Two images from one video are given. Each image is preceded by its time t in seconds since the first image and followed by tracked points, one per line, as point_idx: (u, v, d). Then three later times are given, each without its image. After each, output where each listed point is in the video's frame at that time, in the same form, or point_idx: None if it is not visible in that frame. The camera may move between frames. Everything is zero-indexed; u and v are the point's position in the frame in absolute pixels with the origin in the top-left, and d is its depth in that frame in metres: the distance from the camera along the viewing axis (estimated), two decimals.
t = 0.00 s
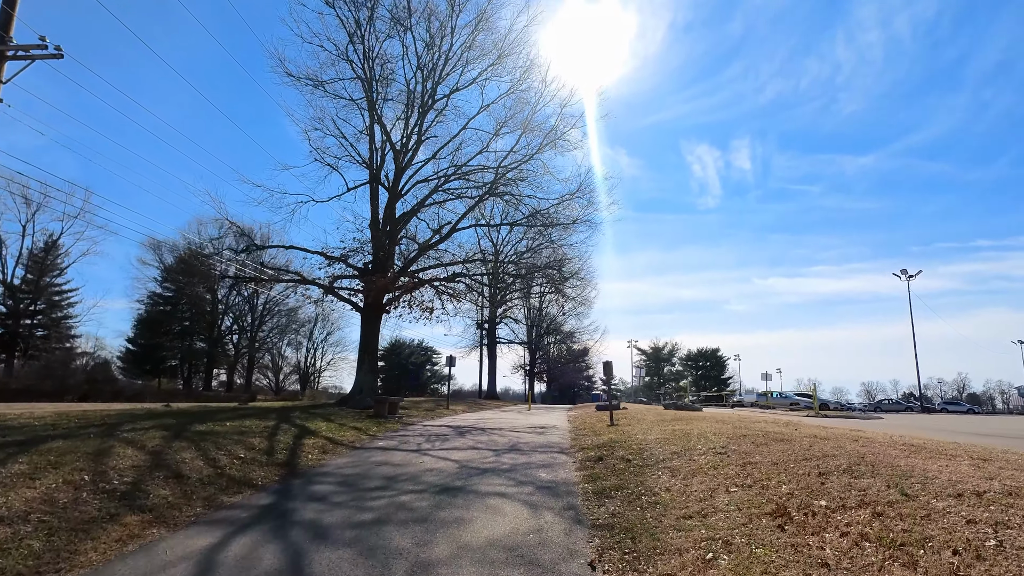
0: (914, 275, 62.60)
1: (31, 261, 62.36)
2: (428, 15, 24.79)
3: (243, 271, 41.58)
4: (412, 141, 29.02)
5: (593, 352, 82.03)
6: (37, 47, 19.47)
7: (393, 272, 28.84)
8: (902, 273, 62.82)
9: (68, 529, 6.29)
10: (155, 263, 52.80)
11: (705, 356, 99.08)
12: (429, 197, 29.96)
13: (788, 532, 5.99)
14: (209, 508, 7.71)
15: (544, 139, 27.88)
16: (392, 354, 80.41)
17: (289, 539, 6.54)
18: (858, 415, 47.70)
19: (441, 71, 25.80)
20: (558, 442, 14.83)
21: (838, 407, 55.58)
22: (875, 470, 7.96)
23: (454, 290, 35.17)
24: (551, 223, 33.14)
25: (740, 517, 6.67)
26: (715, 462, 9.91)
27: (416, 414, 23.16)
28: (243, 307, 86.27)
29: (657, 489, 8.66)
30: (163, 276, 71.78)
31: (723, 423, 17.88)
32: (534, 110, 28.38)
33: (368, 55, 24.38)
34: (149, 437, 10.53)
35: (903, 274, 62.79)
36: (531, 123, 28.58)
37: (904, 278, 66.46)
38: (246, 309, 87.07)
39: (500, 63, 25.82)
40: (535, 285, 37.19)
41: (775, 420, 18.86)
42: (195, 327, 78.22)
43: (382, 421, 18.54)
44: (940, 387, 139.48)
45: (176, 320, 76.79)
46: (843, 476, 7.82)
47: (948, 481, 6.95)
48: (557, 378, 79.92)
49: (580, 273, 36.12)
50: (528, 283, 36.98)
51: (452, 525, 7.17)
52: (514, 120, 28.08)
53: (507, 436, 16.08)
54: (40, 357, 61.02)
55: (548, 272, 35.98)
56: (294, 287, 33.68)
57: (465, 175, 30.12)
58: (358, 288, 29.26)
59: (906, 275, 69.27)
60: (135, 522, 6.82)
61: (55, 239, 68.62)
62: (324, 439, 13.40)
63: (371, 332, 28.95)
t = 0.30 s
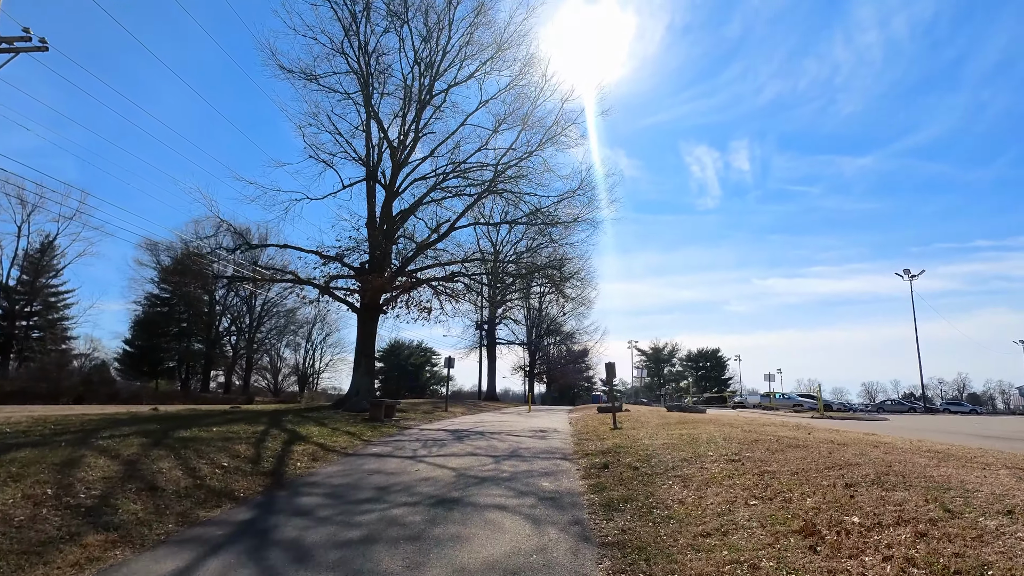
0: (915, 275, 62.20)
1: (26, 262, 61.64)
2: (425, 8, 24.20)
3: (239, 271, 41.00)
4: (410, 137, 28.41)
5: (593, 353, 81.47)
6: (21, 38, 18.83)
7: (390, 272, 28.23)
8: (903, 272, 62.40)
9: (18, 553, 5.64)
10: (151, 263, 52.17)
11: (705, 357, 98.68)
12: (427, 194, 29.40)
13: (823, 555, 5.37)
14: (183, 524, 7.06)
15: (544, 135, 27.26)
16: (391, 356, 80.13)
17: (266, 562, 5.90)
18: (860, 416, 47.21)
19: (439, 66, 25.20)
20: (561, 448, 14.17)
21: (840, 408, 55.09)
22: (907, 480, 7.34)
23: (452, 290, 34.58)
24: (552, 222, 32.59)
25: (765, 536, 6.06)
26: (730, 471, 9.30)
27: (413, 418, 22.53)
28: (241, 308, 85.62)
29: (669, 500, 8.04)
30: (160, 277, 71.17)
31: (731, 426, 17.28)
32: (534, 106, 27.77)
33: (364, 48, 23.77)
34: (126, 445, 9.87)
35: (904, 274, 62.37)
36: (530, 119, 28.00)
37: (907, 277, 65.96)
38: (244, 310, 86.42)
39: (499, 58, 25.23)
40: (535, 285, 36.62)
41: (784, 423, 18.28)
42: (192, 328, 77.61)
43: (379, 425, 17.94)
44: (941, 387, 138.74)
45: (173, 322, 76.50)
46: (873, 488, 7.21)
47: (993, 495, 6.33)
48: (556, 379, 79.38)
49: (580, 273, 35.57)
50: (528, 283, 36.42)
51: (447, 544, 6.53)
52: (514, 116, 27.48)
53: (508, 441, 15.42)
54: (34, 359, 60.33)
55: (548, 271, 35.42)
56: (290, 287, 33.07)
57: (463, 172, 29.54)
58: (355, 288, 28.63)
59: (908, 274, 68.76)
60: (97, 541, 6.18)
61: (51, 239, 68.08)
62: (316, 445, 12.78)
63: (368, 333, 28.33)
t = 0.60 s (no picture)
0: (918, 274, 61.55)
1: (19, 260, 60.81)
2: None
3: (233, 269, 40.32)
4: (405, 131, 27.75)
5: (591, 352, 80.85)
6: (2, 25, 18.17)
7: (385, 269, 27.60)
8: (904, 272, 61.79)
9: None
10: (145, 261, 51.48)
11: (704, 356, 98.12)
12: (422, 190, 28.76)
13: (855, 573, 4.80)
14: (146, 536, 6.45)
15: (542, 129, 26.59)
16: (388, 355, 79.45)
17: None
18: (863, 415, 46.59)
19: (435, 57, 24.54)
20: (560, 449, 13.56)
21: (842, 408, 54.47)
22: (938, 487, 6.75)
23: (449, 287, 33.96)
24: (551, 219, 31.92)
25: (788, 551, 5.48)
26: (741, 475, 8.71)
27: (407, 417, 21.92)
28: (237, 306, 84.91)
29: (678, 508, 7.43)
30: (155, 275, 70.35)
31: (736, 426, 16.70)
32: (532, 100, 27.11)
33: (357, 39, 23.10)
34: (96, 447, 9.26)
35: (905, 273, 61.75)
36: (528, 113, 27.33)
37: (908, 276, 65.37)
38: (240, 309, 85.70)
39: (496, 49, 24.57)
40: (534, 283, 36.02)
41: (790, 424, 17.68)
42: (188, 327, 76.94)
43: (371, 425, 17.33)
44: (940, 387, 138.27)
45: (168, 321, 75.86)
46: (901, 495, 6.62)
47: None
48: (555, 379, 78.75)
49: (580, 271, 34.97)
50: (526, 281, 35.84)
51: (435, 558, 5.93)
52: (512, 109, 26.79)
53: (504, 442, 14.81)
54: (27, 358, 59.65)
55: (547, 269, 34.82)
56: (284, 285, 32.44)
57: (460, 167, 28.89)
58: (349, 285, 28.00)
59: (910, 273, 68.19)
60: (45, 557, 5.56)
61: (44, 237, 67.31)
62: (302, 447, 12.17)
63: (362, 331, 27.71)
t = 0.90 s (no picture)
0: (916, 274, 61.09)
1: (11, 256, 60.02)
2: None
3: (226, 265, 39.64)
4: (399, 123, 27.11)
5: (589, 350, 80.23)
6: None
7: (378, 264, 26.98)
8: (904, 272, 61.28)
9: None
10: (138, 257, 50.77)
11: (701, 355, 97.73)
12: (417, 183, 28.12)
13: None
14: (96, 555, 5.80)
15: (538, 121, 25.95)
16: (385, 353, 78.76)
17: None
18: (864, 415, 46.10)
19: (429, 46, 23.85)
20: (557, 453, 12.94)
21: (841, 408, 53.98)
22: (973, 503, 6.12)
23: (445, 283, 33.36)
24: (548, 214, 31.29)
25: None
26: (752, 484, 8.09)
27: (400, 417, 21.30)
28: (233, 303, 84.20)
29: (686, 522, 6.80)
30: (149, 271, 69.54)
31: (740, 428, 16.12)
32: (528, 92, 26.46)
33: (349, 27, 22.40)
34: (58, 452, 8.60)
35: (906, 274, 61.18)
36: (525, 105, 26.68)
37: (907, 274, 65.03)
38: (235, 305, 84.99)
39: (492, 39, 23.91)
40: (531, 280, 35.42)
41: (795, 426, 17.08)
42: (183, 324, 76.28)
43: (361, 426, 16.72)
44: (937, 385, 138.23)
45: (163, 317, 75.12)
46: (934, 511, 6.00)
47: None
48: (551, 377, 78.15)
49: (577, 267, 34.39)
50: (523, 278, 35.23)
51: None
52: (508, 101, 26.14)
53: (500, 444, 14.19)
54: (19, 355, 58.96)
55: (544, 266, 34.24)
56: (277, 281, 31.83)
57: (455, 161, 28.24)
58: (341, 281, 27.34)
59: (909, 271, 67.80)
60: None
61: (37, 232, 66.53)
62: (285, 450, 11.53)
63: (355, 328, 27.05)
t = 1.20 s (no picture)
0: (916, 269, 60.62)
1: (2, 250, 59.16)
2: None
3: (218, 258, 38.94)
4: (393, 112, 26.44)
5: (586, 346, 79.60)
6: None
7: (372, 257, 26.33)
8: (904, 267, 60.80)
9: None
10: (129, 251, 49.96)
11: (699, 351, 97.22)
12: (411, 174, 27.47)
13: None
14: (41, 568, 5.18)
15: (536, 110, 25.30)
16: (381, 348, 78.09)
17: None
18: (865, 411, 45.61)
19: (423, 32, 23.13)
20: (556, 450, 12.33)
21: (841, 404, 53.54)
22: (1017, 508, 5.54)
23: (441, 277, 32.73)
24: (545, 207, 30.70)
25: None
26: (767, 485, 7.50)
27: (394, 413, 20.69)
28: (228, 298, 83.39)
29: (698, 528, 6.21)
30: (143, 266, 68.67)
31: (745, 424, 15.58)
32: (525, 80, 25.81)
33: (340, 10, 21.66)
34: (17, 451, 7.95)
35: (906, 269, 60.69)
36: (522, 93, 26.02)
37: (907, 270, 64.77)
38: (231, 301, 84.20)
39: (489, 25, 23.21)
40: (528, 275, 34.80)
41: (802, 422, 16.51)
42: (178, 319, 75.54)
43: (353, 422, 16.09)
44: (932, 380, 137.82)
45: (158, 312, 74.30)
46: (976, 517, 5.41)
47: None
48: (548, 372, 77.54)
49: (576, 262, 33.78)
50: (520, 272, 34.60)
51: None
52: (505, 89, 25.46)
53: (496, 441, 13.60)
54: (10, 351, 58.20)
55: (541, 259, 33.61)
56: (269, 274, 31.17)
57: (451, 151, 27.56)
58: (334, 274, 26.67)
59: (908, 266, 67.53)
60: None
61: (29, 226, 65.65)
62: (269, 447, 10.90)
63: (348, 322, 26.41)
